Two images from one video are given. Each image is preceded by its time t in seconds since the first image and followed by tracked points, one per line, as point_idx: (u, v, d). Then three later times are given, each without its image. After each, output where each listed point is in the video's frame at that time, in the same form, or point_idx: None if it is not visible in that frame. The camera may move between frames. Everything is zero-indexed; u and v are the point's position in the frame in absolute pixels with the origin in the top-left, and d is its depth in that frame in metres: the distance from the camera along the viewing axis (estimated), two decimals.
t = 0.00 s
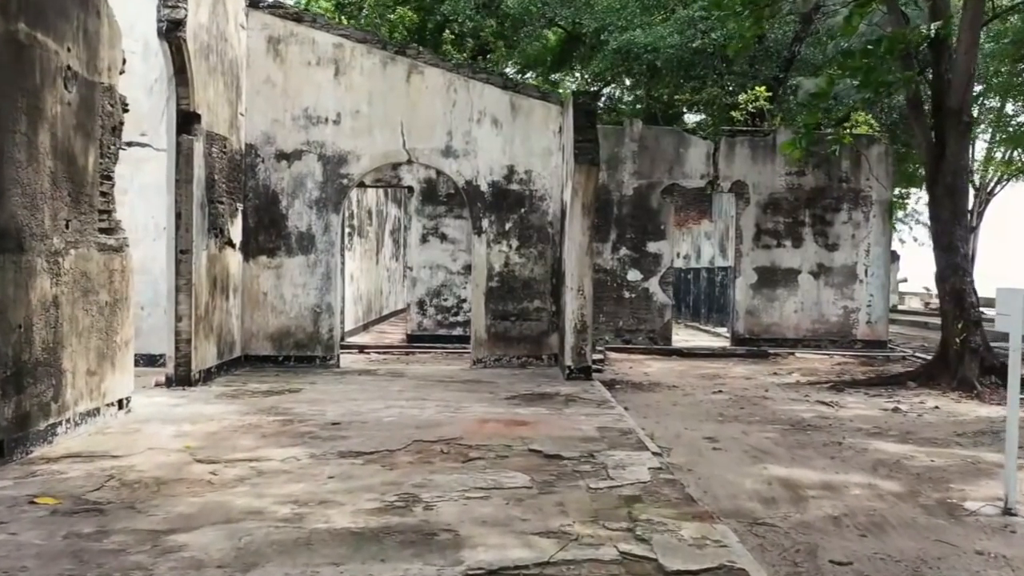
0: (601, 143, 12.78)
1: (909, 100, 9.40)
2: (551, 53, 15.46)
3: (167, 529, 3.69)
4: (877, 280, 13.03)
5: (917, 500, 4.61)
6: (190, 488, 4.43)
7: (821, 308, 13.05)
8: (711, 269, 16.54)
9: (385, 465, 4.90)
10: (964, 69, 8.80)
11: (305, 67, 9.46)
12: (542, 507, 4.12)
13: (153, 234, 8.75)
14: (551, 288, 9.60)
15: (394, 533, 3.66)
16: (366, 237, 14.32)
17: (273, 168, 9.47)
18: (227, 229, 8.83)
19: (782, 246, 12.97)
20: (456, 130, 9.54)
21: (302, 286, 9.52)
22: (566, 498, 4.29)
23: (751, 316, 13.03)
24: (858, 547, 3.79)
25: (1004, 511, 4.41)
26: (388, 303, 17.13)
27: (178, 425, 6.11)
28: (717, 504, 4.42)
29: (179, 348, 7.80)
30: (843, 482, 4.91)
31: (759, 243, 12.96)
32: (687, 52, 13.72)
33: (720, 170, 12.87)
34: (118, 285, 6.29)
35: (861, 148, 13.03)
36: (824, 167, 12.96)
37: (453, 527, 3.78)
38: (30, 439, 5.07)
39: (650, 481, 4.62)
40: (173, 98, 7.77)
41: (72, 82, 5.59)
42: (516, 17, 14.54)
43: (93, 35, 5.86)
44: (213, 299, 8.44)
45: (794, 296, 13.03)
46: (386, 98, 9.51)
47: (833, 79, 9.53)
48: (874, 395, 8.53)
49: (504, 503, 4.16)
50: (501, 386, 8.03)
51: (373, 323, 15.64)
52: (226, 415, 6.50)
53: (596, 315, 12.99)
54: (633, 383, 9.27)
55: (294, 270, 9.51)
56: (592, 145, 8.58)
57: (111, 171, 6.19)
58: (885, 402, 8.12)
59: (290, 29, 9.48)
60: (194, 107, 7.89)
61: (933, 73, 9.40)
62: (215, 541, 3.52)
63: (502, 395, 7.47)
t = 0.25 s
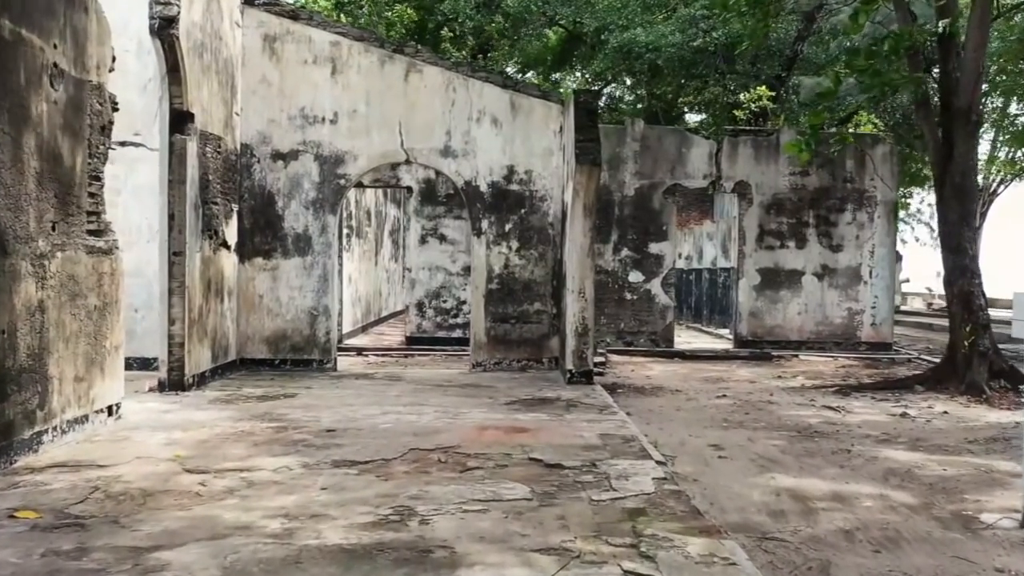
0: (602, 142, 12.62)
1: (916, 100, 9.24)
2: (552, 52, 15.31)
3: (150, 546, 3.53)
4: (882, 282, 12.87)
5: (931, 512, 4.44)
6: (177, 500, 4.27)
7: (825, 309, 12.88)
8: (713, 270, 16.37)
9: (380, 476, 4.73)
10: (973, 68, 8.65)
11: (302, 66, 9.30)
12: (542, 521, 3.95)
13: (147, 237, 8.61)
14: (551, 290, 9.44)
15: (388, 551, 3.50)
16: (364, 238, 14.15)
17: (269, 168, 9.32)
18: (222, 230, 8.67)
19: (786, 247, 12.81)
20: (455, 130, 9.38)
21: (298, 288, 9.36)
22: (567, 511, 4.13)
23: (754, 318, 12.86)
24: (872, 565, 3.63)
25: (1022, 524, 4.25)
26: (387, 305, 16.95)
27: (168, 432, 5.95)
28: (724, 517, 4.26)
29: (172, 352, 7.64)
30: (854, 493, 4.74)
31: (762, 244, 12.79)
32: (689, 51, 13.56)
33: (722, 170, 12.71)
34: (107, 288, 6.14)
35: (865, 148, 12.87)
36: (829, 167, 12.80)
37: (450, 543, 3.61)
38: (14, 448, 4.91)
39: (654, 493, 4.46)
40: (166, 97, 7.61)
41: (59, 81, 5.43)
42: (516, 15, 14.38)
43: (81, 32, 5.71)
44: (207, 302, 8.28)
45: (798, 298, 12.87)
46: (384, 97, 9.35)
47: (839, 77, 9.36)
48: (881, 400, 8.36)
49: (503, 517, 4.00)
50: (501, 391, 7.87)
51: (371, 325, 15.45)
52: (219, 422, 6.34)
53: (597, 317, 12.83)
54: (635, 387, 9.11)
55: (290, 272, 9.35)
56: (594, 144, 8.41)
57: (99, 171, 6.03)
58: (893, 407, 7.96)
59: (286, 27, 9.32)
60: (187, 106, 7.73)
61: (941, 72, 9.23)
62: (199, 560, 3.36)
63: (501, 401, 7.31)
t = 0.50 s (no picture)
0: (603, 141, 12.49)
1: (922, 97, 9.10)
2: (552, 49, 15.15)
3: (136, 556, 3.40)
4: (886, 282, 12.73)
5: (944, 519, 4.31)
6: (166, 507, 4.14)
7: (829, 309, 12.75)
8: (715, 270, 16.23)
9: (376, 481, 4.60)
10: (980, 64, 8.51)
11: (299, 62, 9.17)
12: (543, 529, 3.82)
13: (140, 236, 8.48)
14: (552, 290, 9.31)
15: (383, 561, 3.37)
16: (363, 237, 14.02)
17: (265, 167, 9.18)
18: (217, 230, 8.54)
19: (789, 246, 12.67)
20: (454, 127, 9.24)
21: (296, 288, 9.23)
22: (569, 519, 4.00)
23: (757, 318, 12.72)
24: None
25: None
26: (387, 305, 16.81)
27: (161, 436, 5.81)
28: (731, 525, 4.12)
29: (167, 353, 7.50)
30: (864, 499, 4.60)
31: (765, 243, 12.65)
32: (691, 49, 13.42)
33: (725, 168, 12.57)
34: (98, 288, 6.00)
35: (869, 146, 12.74)
36: (832, 166, 12.66)
37: (447, 553, 3.48)
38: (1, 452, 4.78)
39: (658, 499, 4.32)
40: (160, 94, 7.47)
41: (47, 76, 5.29)
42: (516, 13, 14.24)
43: (70, 26, 5.57)
44: (202, 302, 8.16)
45: (801, 298, 12.73)
46: (382, 94, 9.22)
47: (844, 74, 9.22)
48: (887, 401, 8.22)
49: (503, 525, 3.87)
50: (501, 392, 7.73)
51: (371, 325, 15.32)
52: (213, 425, 6.21)
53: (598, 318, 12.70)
54: (638, 389, 8.97)
55: (287, 272, 9.22)
56: (595, 142, 8.27)
57: (90, 168, 5.89)
58: (900, 408, 7.82)
59: (282, 23, 9.18)
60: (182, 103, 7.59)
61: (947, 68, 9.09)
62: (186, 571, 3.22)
63: (501, 403, 7.17)
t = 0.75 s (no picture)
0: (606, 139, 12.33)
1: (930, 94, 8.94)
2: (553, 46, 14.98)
3: (122, 567, 3.24)
4: (892, 281, 12.57)
5: (964, 527, 4.14)
6: (157, 514, 3.98)
7: (834, 310, 12.59)
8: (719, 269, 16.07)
9: (375, 487, 4.44)
10: (992, 60, 8.34)
11: (297, 58, 9.01)
12: (548, 539, 3.66)
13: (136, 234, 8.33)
14: (555, 290, 9.15)
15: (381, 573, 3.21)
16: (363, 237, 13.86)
17: (263, 164, 9.03)
18: (214, 228, 8.39)
19: (794, 245, 12.51)
20: (455, 124, 9.08)
21: (294, 287, 9.07)
22: (576, 527, 3.84)
23: (762, 318, 12.56)
24: None
25: None
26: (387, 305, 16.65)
27: (154, 439, 5.66)
28: (744, 533, 3.96)
29: (162, 354, 7.34)
30: (880, 506, 4.44)
31: (770, 242, 12.49)
32: (693, 47, 13.26)
33: (729, 166, 12.42)
34: (90, 288, 5.85)
35: (875, 144, 12.58)
36: (838, 164, 12.50)
37: (449, 564, 3.32)
38: None
39: (668, 506, 4.16)
40: (154, 89, 7.31)
41: (36, 68, 5.13)
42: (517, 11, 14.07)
43: (60, 17, 5.41)
44: (199, 301, 8.00)
45: (806, 298, 12.57)
46: (382, 90, 9.06)
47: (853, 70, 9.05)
48: (897, 403, 8.06)
49: (506, 535, 3.71)
50: (502, 394, 7.58)
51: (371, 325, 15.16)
52: (208, 427, 6.05)
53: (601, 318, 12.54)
54: (642, 390, 8.82)
55: (285, 271, 9.06)
56: (599, 138, 8.11)
57: (81, 163, 5.73)
58: (910, 410, 7.66)
59: (280, 18, 9.01)
60: (177, 98, 7.43)
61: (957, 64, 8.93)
62: None
63: (503, 405, 7.01)
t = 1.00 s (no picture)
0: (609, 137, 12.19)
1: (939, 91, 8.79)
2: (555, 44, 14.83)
3: None
4: (898, 281, 12.43)
5: (985, 538, 3.99)
6: (147, 524, 3.84)
7: (840, 310, 12.44)
8: (722, 269, 15.91)
9: (374, 496, 4.30)
10: (1003, 56, 8.19)
11: (296, 55, 8.87)
12: (554, 551, 3.51)
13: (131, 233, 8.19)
14: (557, 290, 9.00)
15: None
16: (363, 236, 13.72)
17: (261, 163, 8.88)
18: (211, 227, 8.24)
19: (799, 245, 12.37)
20: (456, 122, 8.94)
21: (292, 288, 8.92)
22: (583, 538, 3.69)
23: (767, 319, 12.42)
24: None
25: None
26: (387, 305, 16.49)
27: (147, 444, 5.51)
28: (757, 544, 3.82)
29: (157, 356, 7.20)
30: (898, 515, 4.29)
31: (775, 242, 12.35)
32: (696, 45, 13.11)
33: (733, 165, 12.27)
34: (83, 289, 5.71)
35: (881, 143, 12.43)
36: (843, 162, 12.35)
37: None
38: None
39: (678, 516, 4.01)
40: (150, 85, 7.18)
41: (26, 63, 4.99)
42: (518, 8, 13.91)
43: (52, 10, 5.27)
44: (195, 302, 7.86)
45: (812, 298, 12.42)
46: (382, 87, 8.92)
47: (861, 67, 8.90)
48: (906, 407, 7.91)
49: (511, 546, 3.56)
50: (505, 397, 7.43)
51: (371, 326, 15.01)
52: (204, 432, 5.90)
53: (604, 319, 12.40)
54: (646, 392, 8.67)
55: (283, 271, 8.92)
56: (603, 136, 7.96)
57: (73, 161, 5.59)
58: (920, 414, 7.51)
59: (278, 14, 8.87)
60: (173, 95, 7.29)
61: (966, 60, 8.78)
62: None
63: (505, 408, 6.87)
